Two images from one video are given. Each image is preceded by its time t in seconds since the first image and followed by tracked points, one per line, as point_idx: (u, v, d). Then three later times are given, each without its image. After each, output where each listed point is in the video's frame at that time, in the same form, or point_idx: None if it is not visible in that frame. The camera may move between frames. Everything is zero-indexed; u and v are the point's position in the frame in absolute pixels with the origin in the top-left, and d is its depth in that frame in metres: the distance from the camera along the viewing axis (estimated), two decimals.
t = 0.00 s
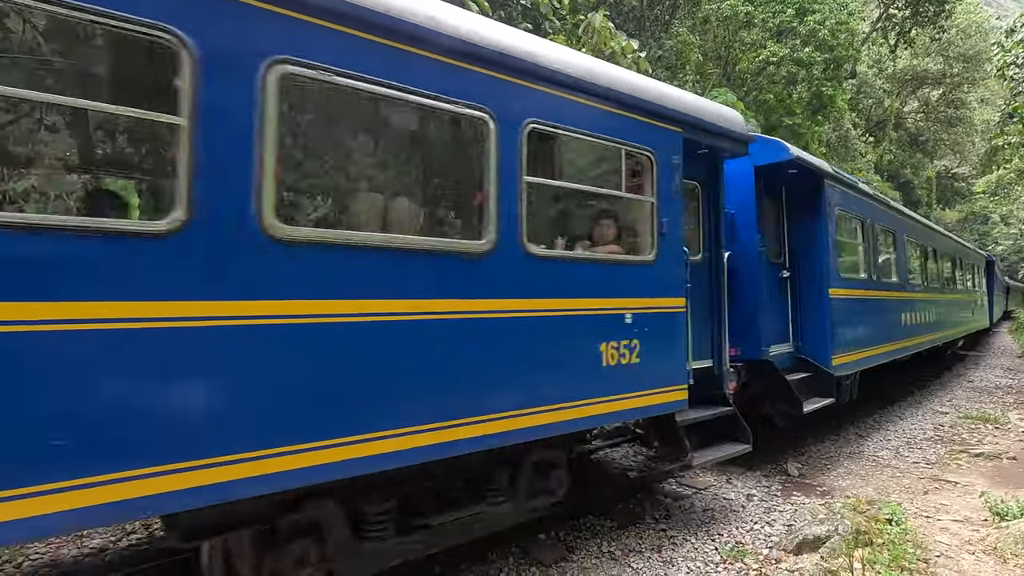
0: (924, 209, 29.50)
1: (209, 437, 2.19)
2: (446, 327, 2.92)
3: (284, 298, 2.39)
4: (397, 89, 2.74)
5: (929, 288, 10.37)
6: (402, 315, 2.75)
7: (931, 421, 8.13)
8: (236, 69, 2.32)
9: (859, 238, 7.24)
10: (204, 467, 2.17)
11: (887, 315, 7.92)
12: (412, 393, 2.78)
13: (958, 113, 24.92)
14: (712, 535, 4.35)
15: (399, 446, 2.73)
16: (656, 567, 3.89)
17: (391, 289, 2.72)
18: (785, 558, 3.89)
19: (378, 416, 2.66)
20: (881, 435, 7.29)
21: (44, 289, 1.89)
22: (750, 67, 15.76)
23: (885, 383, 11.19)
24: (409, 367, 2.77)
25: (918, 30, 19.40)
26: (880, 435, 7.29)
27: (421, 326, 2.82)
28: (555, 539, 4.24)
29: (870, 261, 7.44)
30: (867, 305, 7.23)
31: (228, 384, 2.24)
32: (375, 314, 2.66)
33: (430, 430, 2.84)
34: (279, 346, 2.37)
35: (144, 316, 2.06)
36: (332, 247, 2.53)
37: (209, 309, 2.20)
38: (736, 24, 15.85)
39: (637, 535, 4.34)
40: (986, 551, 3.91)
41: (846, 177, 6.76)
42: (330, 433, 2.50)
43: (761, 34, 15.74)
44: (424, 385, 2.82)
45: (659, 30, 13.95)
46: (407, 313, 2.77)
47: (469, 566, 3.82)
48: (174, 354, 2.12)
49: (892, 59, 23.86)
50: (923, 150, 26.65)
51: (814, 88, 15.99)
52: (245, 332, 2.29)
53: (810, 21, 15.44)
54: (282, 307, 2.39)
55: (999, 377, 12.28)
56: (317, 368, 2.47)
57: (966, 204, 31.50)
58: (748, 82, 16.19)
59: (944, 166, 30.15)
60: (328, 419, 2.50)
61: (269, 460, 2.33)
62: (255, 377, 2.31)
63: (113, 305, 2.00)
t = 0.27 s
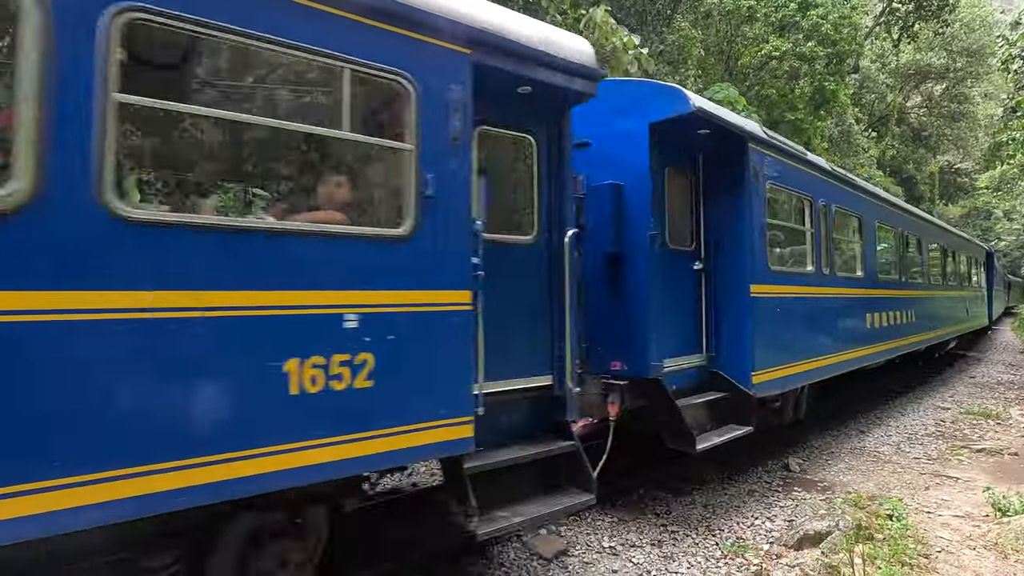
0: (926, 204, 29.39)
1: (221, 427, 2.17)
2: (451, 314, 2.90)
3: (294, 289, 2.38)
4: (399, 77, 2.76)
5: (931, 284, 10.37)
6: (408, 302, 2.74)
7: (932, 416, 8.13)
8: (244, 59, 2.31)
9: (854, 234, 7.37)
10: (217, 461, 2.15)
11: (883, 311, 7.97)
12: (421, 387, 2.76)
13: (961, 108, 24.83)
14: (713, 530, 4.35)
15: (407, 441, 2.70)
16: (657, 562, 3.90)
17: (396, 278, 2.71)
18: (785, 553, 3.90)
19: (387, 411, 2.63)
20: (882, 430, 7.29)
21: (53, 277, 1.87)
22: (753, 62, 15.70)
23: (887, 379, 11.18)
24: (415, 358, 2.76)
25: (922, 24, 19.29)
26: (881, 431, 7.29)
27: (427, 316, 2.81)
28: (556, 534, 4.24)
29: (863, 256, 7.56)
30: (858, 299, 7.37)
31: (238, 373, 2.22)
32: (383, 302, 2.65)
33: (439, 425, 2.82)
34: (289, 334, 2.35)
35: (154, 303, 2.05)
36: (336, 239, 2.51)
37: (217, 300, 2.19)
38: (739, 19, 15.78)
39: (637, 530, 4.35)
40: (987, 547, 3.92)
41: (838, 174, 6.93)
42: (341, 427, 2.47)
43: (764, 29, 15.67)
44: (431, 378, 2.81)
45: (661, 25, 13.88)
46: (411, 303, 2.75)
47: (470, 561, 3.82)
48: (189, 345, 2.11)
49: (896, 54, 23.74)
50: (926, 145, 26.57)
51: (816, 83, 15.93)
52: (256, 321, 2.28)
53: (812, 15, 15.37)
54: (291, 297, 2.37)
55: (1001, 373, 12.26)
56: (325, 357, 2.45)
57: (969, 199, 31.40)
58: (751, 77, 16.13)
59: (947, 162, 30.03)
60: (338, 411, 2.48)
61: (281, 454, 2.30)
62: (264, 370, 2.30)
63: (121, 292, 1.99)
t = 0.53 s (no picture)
0: (925, 200, 29.40)
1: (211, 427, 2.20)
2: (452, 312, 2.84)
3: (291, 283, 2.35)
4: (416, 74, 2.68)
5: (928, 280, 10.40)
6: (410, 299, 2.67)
7: (930, 412, 8.15)
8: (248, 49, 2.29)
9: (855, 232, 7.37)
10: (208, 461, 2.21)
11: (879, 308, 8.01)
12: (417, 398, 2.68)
13: (961, 103, 24.78)
14: (711, 525, 4.37)
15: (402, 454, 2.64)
16: (656, 558, 3.91)
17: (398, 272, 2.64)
18: (783, 548, 3.91)
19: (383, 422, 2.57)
20: (881, 425, 7.30)
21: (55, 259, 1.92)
22: (752, 57, 15.67)
23: (885, 374, 11.20)
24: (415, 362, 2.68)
25: (922, 19, 19.24)
26: (879, 426, 7.31)
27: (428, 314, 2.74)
28: (555, 529, 4.26)
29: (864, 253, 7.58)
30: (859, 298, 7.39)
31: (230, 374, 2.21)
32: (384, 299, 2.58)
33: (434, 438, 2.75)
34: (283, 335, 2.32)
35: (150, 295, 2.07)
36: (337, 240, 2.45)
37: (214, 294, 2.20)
38: (738, 13, 15.72)
39: (637, 525, 4.37)
40: (984, 541, 3.93)
41: (841, 172, 6.94)
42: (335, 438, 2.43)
43: (763, 24, 15.64)
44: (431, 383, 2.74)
45: (660, 20, 13.81)
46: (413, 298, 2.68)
47: (470, 557, 3.84)
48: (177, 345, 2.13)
49: (895, 49, 23.68)
50: (925, 140, 26.56)
51: (815, 78, 15.89)
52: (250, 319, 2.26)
53: (812, 10, 15.32)
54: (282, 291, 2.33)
55: (999, 369, 12.29)
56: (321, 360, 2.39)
57: (968, 195, 31.40)
58: (750, 73, 16.10)
59: (946, 157, 30.00)
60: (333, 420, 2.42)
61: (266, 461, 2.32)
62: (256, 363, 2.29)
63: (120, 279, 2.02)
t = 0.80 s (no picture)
0: (919, 196, 29.56)
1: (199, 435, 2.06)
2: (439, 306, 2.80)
3: (282, 275, 2.27)
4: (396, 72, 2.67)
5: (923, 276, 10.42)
6: (397, 292, 2.63)
7: (923, 407, 8.20)
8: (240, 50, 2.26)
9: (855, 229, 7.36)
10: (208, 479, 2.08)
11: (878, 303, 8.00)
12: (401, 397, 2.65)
13: (954, 101, 24.95)
14: (707, 520, 4.39)
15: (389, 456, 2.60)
16: (652, 552, 3.93)
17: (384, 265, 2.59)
18: (778, 542, 3.94)
19: (367, 423, 2.53)
20: (875, 421, 7.34)
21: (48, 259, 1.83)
22: (747, 54, 15.71)
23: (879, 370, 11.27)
24: (400, 358, 2.65)
25: (916, 16, 19.29)
26: (873, 421, 7.35)
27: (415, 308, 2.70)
28: (551, 525, 4.29)
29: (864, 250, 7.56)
30: (858, 296, 7.37)
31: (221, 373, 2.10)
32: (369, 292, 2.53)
33: (418, 438, 2.71)
34: (272, 331, 2.23)
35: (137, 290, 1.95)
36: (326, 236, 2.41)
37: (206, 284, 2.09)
38: (733, 10, 15.74)
39: (633, 521, 4.39)
40: (976, 535, 3.96)
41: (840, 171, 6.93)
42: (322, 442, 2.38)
43: (758, 21, 15.65)
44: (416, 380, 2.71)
45: (655, 16, 13.81)
46: (399, 293, 2.64)
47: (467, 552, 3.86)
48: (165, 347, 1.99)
49: (890, 46, 23.78)
50: (919, 137, 26.69)
51: (810, 75, 15.91)
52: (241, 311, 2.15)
53: (808, 7, 15.33)
54: (266, 282, 2.23)
55: (991, 364, 12.40)
56: (307, 357, 2.34)
57: (961, 192, 31.59)
58: (745, 69, 16.15)
59: (939, 154, 30.15)
60: (319, 421, 2.37)
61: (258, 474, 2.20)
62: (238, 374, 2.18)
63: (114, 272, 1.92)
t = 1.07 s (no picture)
0: (908, 195, 29.86)
1: (159, 426, 2.09)
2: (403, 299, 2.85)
3: (243, 267, 2.33)
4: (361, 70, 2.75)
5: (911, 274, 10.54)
6: (358, 284, 2.68)
7: (912, 404, 8.29)
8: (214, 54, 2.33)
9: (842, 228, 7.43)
10: (175, 472, 2.12)
11: (870, 301, 8.04)
12: (365, 390, 2.69)
13: (942, 101, 25.22)
14: (699, 517, 4.42)
15: (353, 448, 2.64)
16: (645, 550, 3.95)
17: (346, 258, 2.64)
18: (769, 539, 3.97)
19: (331, 414, 2.57)
20: (864, 418, 7.42)
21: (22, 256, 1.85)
22: (739, 53, 15.79)
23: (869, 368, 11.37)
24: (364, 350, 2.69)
25: (906, 17, 19.47)
26: (862, 418, 7.43)
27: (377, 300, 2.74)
28: (545, 523, 4.29)
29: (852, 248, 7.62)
30: (847, 294, 7.42)
31: (181, 364, 2.15)
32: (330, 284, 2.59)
33: (383, 430, 2.75)
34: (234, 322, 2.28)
35: (99, 281, 1.98)
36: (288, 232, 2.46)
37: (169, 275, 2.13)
38: (725, 10, 15.83)
39: (625, 518, 4.41)
40: (964, 530, 4.01)
41: (825, 169, 7.00)
42: (286, 433, 2.42)
43: (750, 21, 15.73)
44: (381, 373, 2.75)
45: (648, 15, 13.66)
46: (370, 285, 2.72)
47: (461, 551, 3.86)
48: (126, 341, 2.02)
49: (879, 46, 23.98)
50: (908, 137, 26.94)
51: (801, 74, 16.00)
52: (201, 303, 2.20)
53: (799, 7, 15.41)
54: (223, 272, 2.27)
55: (978, 361, 12.55)
56: (269, 348, 2.38)
57: (949, 191, 31.94)
58: (737, 69, 16.25)
59: (928, 154, 30.46)
60: (282, 413, 2.41)
61: (221, 466, 2.23)
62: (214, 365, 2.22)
63: (84, 265, 1.96)
